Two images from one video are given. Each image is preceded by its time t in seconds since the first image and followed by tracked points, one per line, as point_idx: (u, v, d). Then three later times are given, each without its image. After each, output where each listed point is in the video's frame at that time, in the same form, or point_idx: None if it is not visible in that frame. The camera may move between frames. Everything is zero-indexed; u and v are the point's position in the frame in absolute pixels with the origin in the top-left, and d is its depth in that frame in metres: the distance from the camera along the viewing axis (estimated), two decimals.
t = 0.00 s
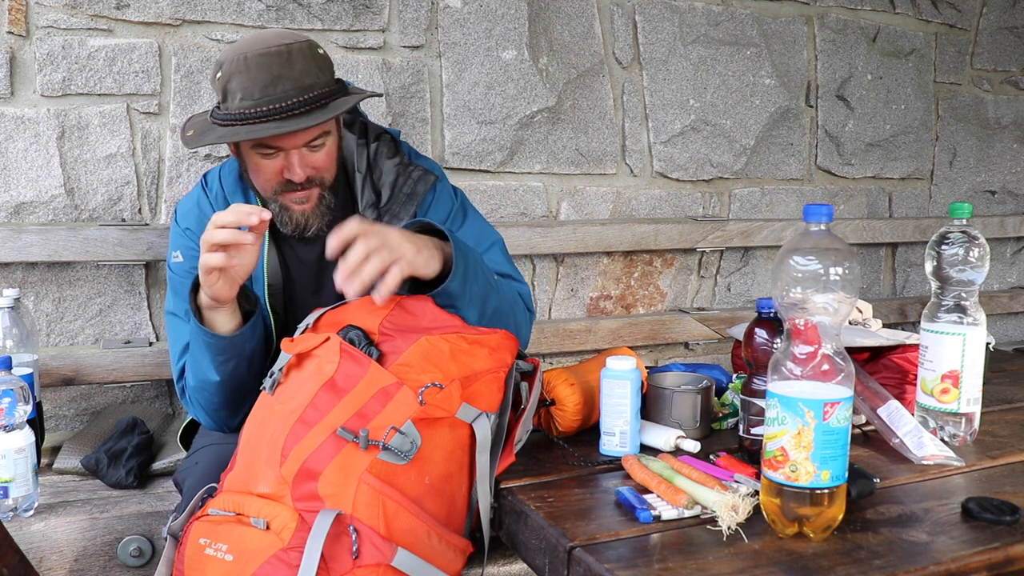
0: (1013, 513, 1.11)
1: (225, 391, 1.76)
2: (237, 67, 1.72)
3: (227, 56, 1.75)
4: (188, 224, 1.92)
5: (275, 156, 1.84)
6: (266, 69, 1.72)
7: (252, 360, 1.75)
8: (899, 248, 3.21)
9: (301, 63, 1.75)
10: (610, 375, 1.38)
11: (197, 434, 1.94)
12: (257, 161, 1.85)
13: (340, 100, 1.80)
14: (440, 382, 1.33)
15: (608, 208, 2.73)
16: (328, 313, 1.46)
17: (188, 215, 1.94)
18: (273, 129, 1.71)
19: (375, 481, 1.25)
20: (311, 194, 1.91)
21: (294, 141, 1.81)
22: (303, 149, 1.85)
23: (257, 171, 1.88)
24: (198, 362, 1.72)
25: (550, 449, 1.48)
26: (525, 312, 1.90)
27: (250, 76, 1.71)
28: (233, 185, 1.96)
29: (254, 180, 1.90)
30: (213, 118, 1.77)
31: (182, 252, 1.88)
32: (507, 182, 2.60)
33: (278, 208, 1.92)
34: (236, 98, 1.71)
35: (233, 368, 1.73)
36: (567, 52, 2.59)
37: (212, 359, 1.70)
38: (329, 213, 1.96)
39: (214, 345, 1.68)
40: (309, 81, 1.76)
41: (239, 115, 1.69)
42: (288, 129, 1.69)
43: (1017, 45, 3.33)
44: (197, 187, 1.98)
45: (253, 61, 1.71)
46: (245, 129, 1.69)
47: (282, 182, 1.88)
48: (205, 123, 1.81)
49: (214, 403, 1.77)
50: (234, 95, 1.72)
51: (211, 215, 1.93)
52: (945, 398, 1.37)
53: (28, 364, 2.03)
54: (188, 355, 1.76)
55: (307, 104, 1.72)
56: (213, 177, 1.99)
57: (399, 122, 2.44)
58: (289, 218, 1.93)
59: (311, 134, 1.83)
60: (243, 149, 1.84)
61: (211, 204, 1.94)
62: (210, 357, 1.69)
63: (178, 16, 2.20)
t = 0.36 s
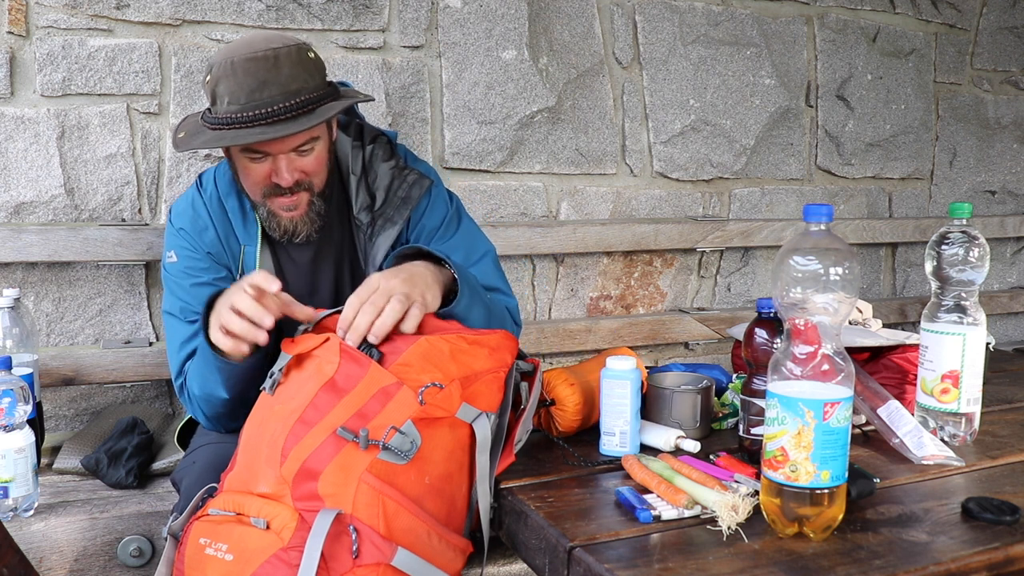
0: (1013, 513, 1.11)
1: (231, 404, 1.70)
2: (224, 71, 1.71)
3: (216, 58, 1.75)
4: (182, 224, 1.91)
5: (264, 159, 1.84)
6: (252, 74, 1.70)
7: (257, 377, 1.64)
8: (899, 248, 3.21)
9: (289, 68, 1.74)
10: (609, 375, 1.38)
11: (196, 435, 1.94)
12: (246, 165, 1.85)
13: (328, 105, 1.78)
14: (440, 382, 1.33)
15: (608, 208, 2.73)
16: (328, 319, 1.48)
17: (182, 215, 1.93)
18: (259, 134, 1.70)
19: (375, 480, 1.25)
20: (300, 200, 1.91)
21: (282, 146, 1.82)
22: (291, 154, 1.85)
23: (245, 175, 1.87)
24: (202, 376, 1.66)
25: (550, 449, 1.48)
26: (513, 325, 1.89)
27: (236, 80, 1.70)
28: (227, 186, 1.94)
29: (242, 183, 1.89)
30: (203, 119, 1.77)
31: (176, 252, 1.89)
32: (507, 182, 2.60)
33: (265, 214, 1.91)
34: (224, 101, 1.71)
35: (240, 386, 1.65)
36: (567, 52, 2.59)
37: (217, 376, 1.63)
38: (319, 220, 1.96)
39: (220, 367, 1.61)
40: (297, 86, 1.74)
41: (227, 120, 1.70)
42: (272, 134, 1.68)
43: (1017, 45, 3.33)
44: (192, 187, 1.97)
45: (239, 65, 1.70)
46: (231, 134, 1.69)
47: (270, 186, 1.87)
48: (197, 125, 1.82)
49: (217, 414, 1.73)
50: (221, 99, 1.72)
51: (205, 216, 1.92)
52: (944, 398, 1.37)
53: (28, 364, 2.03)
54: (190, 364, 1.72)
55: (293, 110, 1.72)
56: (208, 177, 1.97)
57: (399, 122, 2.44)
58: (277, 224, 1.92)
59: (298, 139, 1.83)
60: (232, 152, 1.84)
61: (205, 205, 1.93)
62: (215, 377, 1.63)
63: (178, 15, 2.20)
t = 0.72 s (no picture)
0: (1013, 513, 1.11)
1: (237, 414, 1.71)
2: (244, 73, 1.70)
3: (235, 59, 1.74)
4: (189, 223, 1.91)
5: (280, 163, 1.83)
6: (272, 78, 1.70)
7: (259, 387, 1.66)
8: (899, 248, 3.21)
9: (309, 73, 1.73)
10: (609, 375, 1.38)
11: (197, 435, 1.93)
12: (261, 166, 1.83)
13: (347, 111, 1.78)
14: (439, 382, 1.33)
15: (608, 208, 2.73)
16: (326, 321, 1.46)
17: (189, 213, 1.93)
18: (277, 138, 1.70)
19: (375, 480, 1.25)
20: (313, 204, 1.90)
21: (300, 151, 1.81)
22: (308, 158, 1.84)
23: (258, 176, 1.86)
24: (207, 384, 1.67)
25: (550, 449, 1.48)
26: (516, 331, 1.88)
27: (256, 83, 1.70)
28: (235, 184, 1.93)
29: (255, 181, 1.88)
30: (220, 119, 1.77)
31: (183, 250, 1.89)
32: (507, 182, 2.60)
33: (277, 215, 1.90)
34: (242, 103, 1.71)
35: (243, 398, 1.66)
36: (567, 52, 2.59)
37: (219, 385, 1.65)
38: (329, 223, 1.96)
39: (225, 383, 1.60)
40: (316, 91, 1.74)
41: (245, 122, 1.70)
42: (290, 140, 1.68)
43: (1017, 45, 3.33)
44: (200, 186, 1.97)
45: (260, 69, 1.69)
46: (249, 138, 1.69)
47: (285, 189, 1.86)
48: (212, 124, 1.82)
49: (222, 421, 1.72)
50: (240, 101, 1.71)
51: (213, 215, 1.92)
52: (944, 398, 1.37)
53: (28, 364, 2.03)
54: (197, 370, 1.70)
55: (312, 116, 1.72)
56: (215, 175, 1.97)
57: (399, 122, 2.44)
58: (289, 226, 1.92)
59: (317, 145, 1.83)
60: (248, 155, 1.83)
61: (213, 204, 1.93)
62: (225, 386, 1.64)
63: (178, 16, 2.20)
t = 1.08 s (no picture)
0: (1013, 513, 1.11)
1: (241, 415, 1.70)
2: (262, 72, 1.70)
3: (253, 57, 1.74)
4: (196, 221, 1.91)
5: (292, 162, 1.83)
6: (290, 78, 1.70)
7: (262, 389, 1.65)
8: (899, 248, 3.21)
9: (327, 74, 1.74)
10: (610, 375, 1.38)
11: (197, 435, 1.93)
12: (273, 165, 1.84)
13: (362, 114, 1.78)
14: (440, 382, 1.33)
15: (608, 208, 2.73)
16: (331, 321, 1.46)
17: (196, 211, 1.92)
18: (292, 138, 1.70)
19: (375, 480, 1.25)
20: (324, 202, 1.91)
21: (314, 151, 1.82)
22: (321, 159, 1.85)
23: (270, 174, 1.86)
24: (213, 384, 1.66)
25: (550, 449, 1.48)
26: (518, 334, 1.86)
27: (274, 83, 1.70)
28: (244, 183, 1.94)
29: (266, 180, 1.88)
30: (234, 116, 1.77)
31: (189, 249, 1.89)
32: (507, 182, 2.60)
33: (287, 213, 1.90)
34: (258, 102, 1.71)
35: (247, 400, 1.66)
36: (567, 52, 2.59)
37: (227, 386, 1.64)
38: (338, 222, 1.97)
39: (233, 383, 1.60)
40: (333, 93, 1.74)
41: (260, 121, 1.69)
42: (306, 141, 1.67)
43: (1017, 45, 3.33)
44: (207, 184, 1.97)
45: (278, 68, 1.69)
46: (265, 137, 1.68)
47: (296, 189, 1.87)
48: (226, 120, 1.82)
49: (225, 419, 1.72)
50: (256, 100, 1.71)
51: (220, 213, 1.92)
52: (944, 398, 1.37)
53: (28, 364, 2.03)
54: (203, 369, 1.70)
55: (328, 118, 1.71)
56: (224, 174, 1.97)
57: (399, 122, 2.44)
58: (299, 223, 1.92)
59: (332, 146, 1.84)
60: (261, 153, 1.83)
61: (220, 202, 1.93)
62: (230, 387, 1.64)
63: (178, 16, 2.20)
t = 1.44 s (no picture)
0: (1013, 513, 1.11)
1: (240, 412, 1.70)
2: (256, 70, 1.70)
3: (248, 57, 1.74)
4: (194, 223, 1.90)
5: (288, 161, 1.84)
6: (285, 76, 1.70)
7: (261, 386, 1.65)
8: (899, 248, 3.21)
9: (322, 72, 1.73)
10: (609, 375, 1.38)
11: (197, 435, 1.93)
12: (270, 164, 1.85)
13: (358, 111, 1.78)
14: (441, 383, 1.33)
15: (608, 208, 2.73)
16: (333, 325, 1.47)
17: (194, 212, 1.92)
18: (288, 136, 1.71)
19: (376, 481, 1.25)
20: (322, 201, 1.91)
21: (310, 150, 1.82)
22: (318, 157, 1.86)
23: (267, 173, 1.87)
24: (212, 381, 1.65)
25: (550, 449, 1.48)
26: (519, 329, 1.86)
27: (268, 81, 1.70)
28: (241, 184, 1.94)
29: (264, 180, 1.89)
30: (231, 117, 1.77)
31: (186, 250, 1.89)
32: (507, 182, 2.60)
33: (286, 213, 1.91)
34: (254, 101, 1.71)
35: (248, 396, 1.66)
36: (567, 52, 2.59)
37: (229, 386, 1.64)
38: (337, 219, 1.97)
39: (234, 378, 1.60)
40: (329, 90, 1.74)
41: (256, 120, 1.70)
42: (301, 139, 1.68)
43: (1017, 45, 3.33)
44: (204, 185, 1.97)
45: (273, 67, 1.69)
46: (261, 135, 1.69)
47: (293, 187, 1.87)
48: (222, 122, 1.82)
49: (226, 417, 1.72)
50: (251, 98, 1.71)
51: (217, 214, 1.92)
52: (944, 398, 1.37)
53: (28, 364, 2.03)
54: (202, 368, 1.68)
55: (324, 114, 1.72)
56: (221, 175, 1.97)
57: (399, 122, 2.44)
58: (297, 222, 1.92)
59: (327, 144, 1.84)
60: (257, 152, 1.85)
61: (218, 204, 1.92)
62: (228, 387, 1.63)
63: (178, 16, 2.20)
